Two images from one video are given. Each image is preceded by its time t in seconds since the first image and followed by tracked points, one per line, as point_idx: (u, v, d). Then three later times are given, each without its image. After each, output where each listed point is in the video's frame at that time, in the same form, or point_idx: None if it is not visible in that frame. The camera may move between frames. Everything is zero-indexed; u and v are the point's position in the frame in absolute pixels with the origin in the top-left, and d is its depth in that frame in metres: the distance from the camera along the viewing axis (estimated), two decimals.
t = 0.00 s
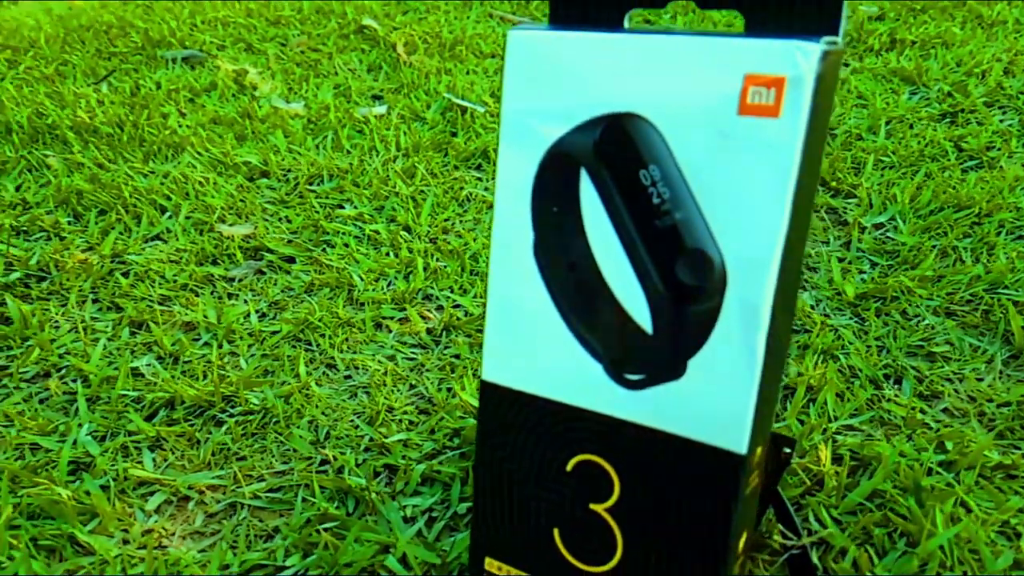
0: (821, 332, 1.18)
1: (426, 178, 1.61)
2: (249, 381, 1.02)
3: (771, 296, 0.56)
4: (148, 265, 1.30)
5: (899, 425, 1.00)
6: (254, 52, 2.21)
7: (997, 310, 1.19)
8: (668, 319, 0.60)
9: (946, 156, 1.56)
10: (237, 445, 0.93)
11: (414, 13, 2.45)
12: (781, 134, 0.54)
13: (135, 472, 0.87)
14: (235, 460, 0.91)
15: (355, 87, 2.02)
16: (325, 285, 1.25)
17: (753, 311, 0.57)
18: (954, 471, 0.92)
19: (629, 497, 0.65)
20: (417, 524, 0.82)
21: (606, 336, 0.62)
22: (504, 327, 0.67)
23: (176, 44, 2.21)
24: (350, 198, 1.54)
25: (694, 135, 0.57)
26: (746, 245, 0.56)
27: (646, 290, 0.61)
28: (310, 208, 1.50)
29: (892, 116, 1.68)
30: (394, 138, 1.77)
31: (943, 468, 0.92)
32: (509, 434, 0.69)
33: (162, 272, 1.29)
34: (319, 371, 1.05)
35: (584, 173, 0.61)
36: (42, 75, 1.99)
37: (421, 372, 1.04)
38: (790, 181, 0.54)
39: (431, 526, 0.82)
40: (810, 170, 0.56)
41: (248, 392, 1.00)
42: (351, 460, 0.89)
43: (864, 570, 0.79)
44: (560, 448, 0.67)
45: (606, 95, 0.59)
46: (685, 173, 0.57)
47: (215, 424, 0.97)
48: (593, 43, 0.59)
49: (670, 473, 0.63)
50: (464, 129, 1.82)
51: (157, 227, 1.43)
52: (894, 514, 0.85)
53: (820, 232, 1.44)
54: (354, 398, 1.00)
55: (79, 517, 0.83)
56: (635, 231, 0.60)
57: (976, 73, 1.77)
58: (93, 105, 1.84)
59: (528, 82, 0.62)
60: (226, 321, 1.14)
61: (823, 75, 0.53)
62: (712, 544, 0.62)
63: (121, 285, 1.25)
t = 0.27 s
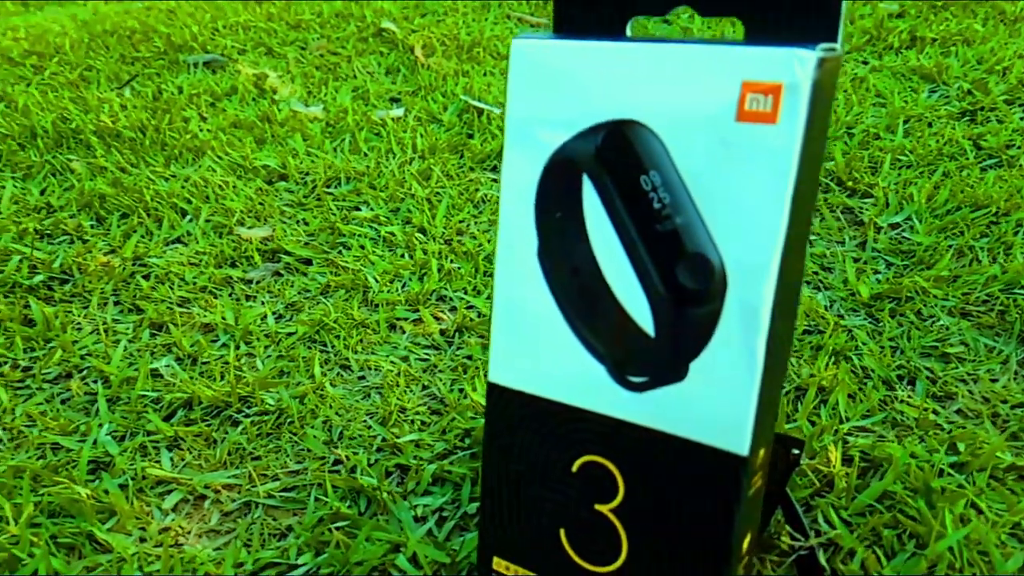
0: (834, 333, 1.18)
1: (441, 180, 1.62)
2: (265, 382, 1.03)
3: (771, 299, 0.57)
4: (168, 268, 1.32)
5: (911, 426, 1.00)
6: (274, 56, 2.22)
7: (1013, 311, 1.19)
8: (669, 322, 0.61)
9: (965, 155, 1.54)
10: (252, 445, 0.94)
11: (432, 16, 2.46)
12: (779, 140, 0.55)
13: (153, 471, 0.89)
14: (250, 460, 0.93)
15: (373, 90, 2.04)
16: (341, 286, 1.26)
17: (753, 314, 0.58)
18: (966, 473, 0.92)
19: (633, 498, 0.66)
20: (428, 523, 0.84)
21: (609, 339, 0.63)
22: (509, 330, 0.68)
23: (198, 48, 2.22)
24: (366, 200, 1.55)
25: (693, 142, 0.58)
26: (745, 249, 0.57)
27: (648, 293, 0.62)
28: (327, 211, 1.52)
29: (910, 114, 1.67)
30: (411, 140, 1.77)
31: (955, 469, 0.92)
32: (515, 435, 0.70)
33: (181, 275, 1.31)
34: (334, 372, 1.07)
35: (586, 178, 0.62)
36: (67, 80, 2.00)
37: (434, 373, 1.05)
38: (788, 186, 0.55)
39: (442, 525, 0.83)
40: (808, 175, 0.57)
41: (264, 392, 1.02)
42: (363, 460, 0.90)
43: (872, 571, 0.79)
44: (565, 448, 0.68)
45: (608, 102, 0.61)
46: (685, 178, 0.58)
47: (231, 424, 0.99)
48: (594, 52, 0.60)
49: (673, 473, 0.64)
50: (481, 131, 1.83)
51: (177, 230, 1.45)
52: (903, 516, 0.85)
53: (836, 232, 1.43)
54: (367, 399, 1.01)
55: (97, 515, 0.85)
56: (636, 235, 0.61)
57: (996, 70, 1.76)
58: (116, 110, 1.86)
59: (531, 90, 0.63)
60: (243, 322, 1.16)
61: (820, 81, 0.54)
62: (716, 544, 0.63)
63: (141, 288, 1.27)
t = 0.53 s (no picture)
0: (850, 334, 1.18)
1: (460, 182, 1.63)
2: (284, 383, 1.05)
3: (772, 304, 0.58)
4: (192, 271, 1.34)
5: (926, 428, 0.99)
6: (297, 61, 2.24)
7: None
8: (673, 325, 0.62)
9: (987, 154, 1.53)
10: (271, 445, 0.96)
11: (453, 19, 2.47)
12: (778, 145, 0.56)
13: (174, 470, 0.91)
14: (268, 459, 0.94)
15: (393, 93, 2.05)
16: (359, 288, 1.28)
17: (754, 318, 0.58)
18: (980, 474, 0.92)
19: (640, 498, 0.67)
20: (441, 522, 0.85)
21: (615, 342, 0.65)
22: (517, 333, 0.69)
23: (222, 53, 2.24)
24: (385, 202, 1.57)
25: (695, 148, 0.59)
26: (747, 253, 0.58)
27: (652, 297, 0.63)
28: (346, 213, 1.53)
29: (932, 113, 1.65)
30: (431, 143, 1.78)
31: (969, 471, 0.92)
32: (524, 436, 0.71)
33: (204, 277, 1.32)
34: (351, 373, 1.08)
35: (591, 185, 0.64)
36: (94, 85, 2.03)
37: (449, 374, 1.07)
38: (787, 191, 0.56)
39: (455, 524, 0.85)
40: (808, 181, 0.58)
41: (282, 393, 1.04)
42: (378, 460, 0.92)
43: (882, 571, 0.79)
44: (573, 450, 0.69)
45: (612, 110, 0.62)
46: (687, 184, 0.60)
47: (250, 424, 1.01)
48: (599, 61, 0.62)
49: (679, 475, 0.64)
50: (500, 133, 1.84)
51: (201, 234, 1.47)
52: (916, 518, 0.85)
53: (855, 232, 1.42)
54: (384, 399, 1.03)
55: (118, 513, 0.87)
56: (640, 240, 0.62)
57: (1020, 68, 1.74)
58: (142, 115, 1.88)
59: (538, 99, 0.65)
60: (263, 324, 1.18)
61: (819, 88, 0.55)
62: (721, 545, 0.64)
63: (165, 290, 1.28)
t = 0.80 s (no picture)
0: (866, 333, 1.17)
1: (477, 183, 1.64)
2: (302, 383, 1.07)
3: (776, 305, 0.59)
4: (213, 273, 1.36)
5: (942, 428, 0.99)
6: (317, 63, 2.25)
7: None
8: (679, 326, 0.63)
9: (1010, 150, 1.50)
10: (288, 444, 0.98)
11: (472, 19, 2.48)
12: (782, 148, 0.56)
13: (193, 469, 0.93)
14: (286, 458, 0.96)
15: (412, 94, 2.05)
16: (376, 289, 1.29)
17: (759, 320, 0.59)
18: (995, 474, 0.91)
19: (648, 497, 0.67)
20: (455, 520, 0.86)
21: (622, 343, 0.65)
22: (526, 335, 0.70)
23: (244, 56, 2.26)
24: (403, 204, 1.58)
25: (700, 151, 0.60)
26: (751, 255, 0.59)
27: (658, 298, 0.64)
28: (364, 215, 1.55)
29: (954, 110, 1.63)
30: (448, 143, 1.79)
31: (984, 471, 0.91)
32: (533, 436, 0.72)
33: (224, 278, 1.34)
34: (367, 373, 1.10)
35: (598, 188, 0.64)
36: (118, 90, 2.05)
37: (464, 373, 1.08)
38: (791, 193, 0.57)
39: (468, 523, 0.86)
40: (811, 183, 0.58)
41: (300, 393, 1.05)
42: (392, 459, 0.93)
43: (894, 571, 0.79)
44: (582, 449, 0.70)
45: (617, 114, 0.63)
46: (692, 187, 0.60)
47: (268, 423, 1.02)
48: (604, 65, 0.63)
49: (686, 474, 0.65)
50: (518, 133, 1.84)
51: (221, 236, 1.48)
52: (928, 517, 0.85)
53: (873, 231, 1.41)
54: (399, 399, 1.04)
55: (139, 510, 0.89)
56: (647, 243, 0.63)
57: None
58: (165, 118, 1.90)
59: (545, 103, 0.66)
60: (282, 325, 1.19)
61: (821, 91, 0.56)
62: (728, 543, 0.64)
63: (186, 292, 1.30)
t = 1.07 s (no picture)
0: (881, 333, 1.16)
1: (494, 183, 1.64)
2: (318, 380, 1.08)
3: (782, 306, 0.59)
4: (232, 272, 1.37)
5: (956, 428, 0.98)
6: (338, 63, 2.25)
7: None
8: (686, 326, 0.63)
9: None
10: (304, 440, 0.99)
11: (492, 18, 2.48)
12: (787, 150, 0.57)
13: (212, 464, 0.95)
14: (302, 453, 0.98)
15: (431, 93, 2.06)
16: (393, 288, 1.31)
17: (765, 320, 0.59)
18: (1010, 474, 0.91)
19: (655, 494, 0.68)
20: (467, 516, 0.87)
21: (630, 343, 0.66)
22: (534, 334, 0.71)
23: (266, 57, 2.28)
24: (420, 203, 1.59)
25: (706, 152, 0.60)
26: (756, 256, 0.59)
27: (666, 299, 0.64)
28: (382, 215, 1.56)
29: (977, 108, 1.61)
30: (466, 143, 1.79)
31: (998, 471, 0.91)
32: (542, 433, 0.73)
33: (244, 277, 1.36)
34: (382, 371, 1.11)
35: (606, 189, 0.65)
36: (142, 91, 2.08)
37: (478, 372, 1.10)
38: (796, 193, 0.57)
39: (480, 519, 0.87)
40: (816, 184, 0.59)
41: (316, 390, 1.07)
42: (405, 456, 0.95)
43: (903, 570, 0.79)
44: (590, 447, 0.70)
45: (624, 116, 0.63)
46: (699, 188, 0.61)
47: (285, 420, 1.04)
48: (613, 67, 0.63)
49: (692, 472, 0.66)
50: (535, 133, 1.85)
51: (241, 235, 1.50)
52: (939, 517, 0.85)
53: (892, 231, 1.39)
54: (414, 396, 1.06)
55: (159, 504, 0.90)
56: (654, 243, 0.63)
57: None
58: (187, 119, 1.91)
59: (554, 105, 0.67)
60: (299, 323, 1.21)
61: (825, 93, 0.56)
62: (735, 540, 0.65)
63: (207, 291, 1.32)
